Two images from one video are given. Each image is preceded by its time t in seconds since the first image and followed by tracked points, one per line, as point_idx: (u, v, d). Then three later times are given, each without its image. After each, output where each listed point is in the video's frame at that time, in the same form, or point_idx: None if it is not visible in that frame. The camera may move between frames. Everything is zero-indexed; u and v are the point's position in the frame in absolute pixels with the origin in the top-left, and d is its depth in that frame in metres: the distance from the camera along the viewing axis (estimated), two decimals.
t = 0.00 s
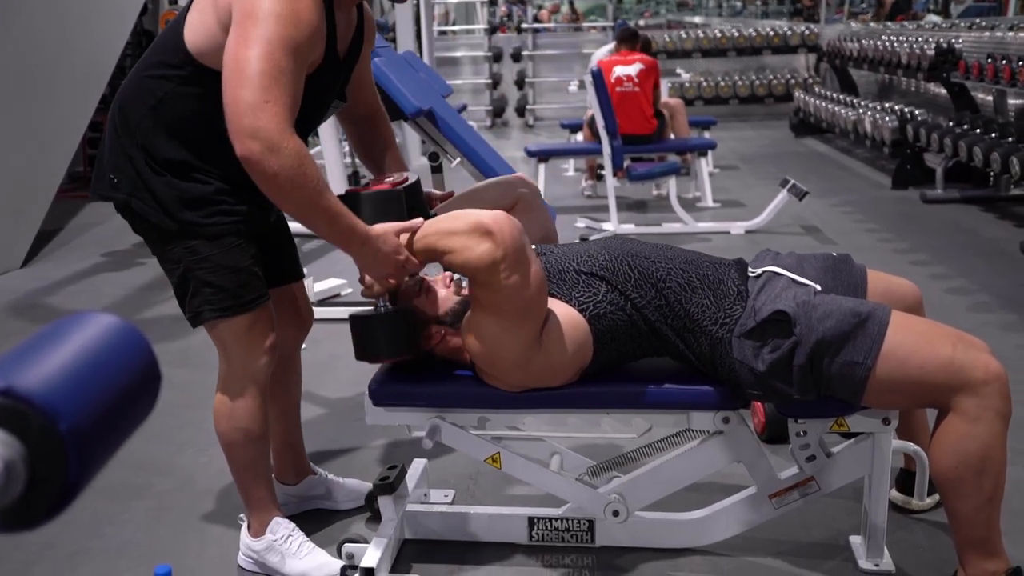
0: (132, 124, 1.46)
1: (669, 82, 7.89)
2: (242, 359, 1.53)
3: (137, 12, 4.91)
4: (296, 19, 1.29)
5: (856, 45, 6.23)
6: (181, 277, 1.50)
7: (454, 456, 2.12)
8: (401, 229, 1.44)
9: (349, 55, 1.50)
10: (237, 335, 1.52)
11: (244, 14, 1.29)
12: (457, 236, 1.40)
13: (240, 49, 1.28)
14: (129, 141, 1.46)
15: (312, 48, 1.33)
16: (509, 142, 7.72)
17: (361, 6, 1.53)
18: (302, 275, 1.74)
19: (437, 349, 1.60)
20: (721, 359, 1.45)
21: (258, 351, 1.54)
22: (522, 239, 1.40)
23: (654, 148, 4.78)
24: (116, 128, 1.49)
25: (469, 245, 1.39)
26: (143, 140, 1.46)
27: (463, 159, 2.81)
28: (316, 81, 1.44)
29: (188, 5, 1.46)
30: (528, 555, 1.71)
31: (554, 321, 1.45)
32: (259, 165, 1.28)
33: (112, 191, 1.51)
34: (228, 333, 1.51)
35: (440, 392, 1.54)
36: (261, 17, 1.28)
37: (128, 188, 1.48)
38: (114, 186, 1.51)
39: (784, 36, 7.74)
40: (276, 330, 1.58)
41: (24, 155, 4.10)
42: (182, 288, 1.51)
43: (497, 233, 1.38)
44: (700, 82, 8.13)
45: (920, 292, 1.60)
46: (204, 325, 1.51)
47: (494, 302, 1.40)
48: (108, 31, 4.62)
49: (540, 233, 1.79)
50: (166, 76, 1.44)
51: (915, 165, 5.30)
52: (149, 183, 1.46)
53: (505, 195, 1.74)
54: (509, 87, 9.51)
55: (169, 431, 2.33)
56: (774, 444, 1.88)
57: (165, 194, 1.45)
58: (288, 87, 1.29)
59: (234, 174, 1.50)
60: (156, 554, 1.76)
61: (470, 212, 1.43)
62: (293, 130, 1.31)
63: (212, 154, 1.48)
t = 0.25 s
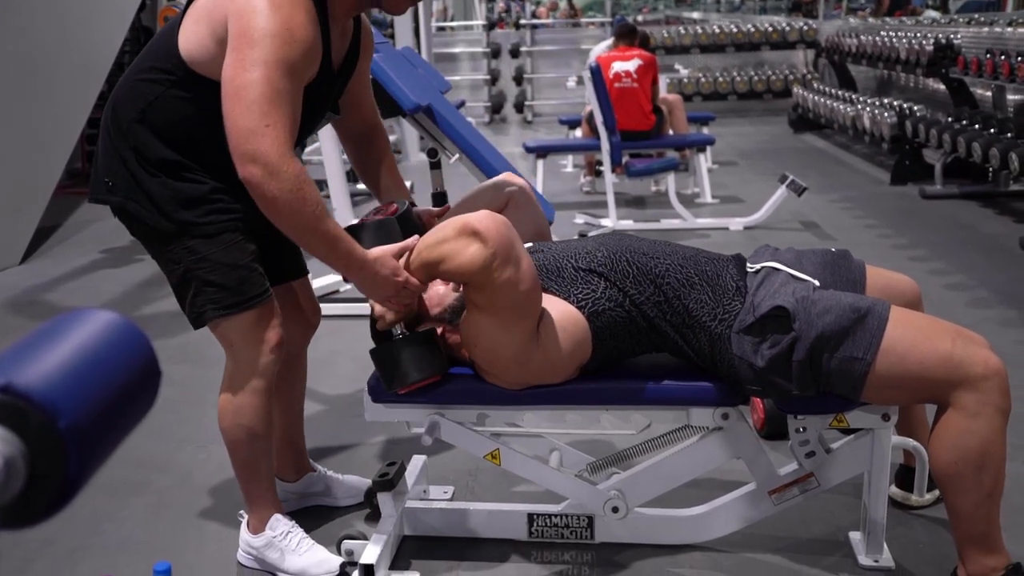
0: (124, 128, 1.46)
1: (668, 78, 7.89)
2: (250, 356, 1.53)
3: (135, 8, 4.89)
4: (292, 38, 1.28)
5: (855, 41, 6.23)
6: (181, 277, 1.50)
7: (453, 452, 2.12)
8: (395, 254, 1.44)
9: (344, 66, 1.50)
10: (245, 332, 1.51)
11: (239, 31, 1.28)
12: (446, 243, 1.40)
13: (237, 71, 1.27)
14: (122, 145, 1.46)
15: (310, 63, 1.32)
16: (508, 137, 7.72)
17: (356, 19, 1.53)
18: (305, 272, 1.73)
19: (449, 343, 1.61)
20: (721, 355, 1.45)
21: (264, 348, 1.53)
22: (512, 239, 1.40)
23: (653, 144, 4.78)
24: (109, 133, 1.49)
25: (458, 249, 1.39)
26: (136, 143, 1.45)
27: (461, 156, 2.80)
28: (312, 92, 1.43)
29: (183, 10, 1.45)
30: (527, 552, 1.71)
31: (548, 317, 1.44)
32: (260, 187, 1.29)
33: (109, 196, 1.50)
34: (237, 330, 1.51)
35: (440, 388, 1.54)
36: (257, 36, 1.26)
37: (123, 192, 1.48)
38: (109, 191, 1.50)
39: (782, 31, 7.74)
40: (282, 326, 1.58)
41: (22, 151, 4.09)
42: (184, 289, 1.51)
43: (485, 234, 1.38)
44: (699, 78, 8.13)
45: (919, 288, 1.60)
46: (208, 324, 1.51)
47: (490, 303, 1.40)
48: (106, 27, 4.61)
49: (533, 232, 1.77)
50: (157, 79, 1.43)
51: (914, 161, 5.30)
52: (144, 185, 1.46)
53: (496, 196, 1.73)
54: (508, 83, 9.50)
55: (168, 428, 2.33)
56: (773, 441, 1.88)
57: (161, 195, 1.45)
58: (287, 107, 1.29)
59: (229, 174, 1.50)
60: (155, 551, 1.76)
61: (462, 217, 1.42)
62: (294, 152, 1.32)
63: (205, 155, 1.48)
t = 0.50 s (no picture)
0: (124, 127, 1.45)
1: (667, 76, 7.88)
2: (256, 354, 1.53)
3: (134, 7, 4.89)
4: (287, 40, 1.28)
5: (854, 38, 6.23)
6: (183, 277, 1.49)
7: (454, 451, 2.12)
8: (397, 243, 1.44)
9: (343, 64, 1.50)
10: (250, 330, 1.52)
11: (234, 34, 1.28)
12: (452, 237, 1.40)
13: (231, 74, 1.27)
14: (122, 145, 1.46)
15: (306, 65, 1.32)
16: (508, 136, 7.71)
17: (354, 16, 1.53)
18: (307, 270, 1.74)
19: (445, 342, 1.61)
20: (722, 353, 1.45)
21: (268, 347, 1.53)
22: (518, 239, 1.39)
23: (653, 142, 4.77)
24: (109, 134, 1.48)
25: (464, 245, 1.38)
26: (136, 142, 1.45)
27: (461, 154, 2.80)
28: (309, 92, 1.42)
29: (180, 12, 1.45)
30: (529, 550, 1.71)
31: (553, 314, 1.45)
32: (254, 190, 1.30)
33: (109, 197, 1.50)
34: (243, 328, 1.51)
35: (442, 387, 1.54)
36: (252, 39, 1.26)
37: (124, 193, 1.48)
38: (110, 192, 1.50)
39: (782, 29, 7.73)
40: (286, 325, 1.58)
41: (22, 150, 4.09)
42: (187, 288, 1.51)
43: (492, 232, 1.37)
44: (699, 76, 8.12)
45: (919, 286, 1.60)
46: (212, 323, 1.51)
47: (492, 302, 1.40)
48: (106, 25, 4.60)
49: (539, 229, 1.76)
50: (155, 79, 1.43)
51: (914, 158, 5.30)
52: (145, 185, 1.46)
53: (507, 187, 1.74)
54: (507, 82, 9.50)
55: (169, 427, 2.33)
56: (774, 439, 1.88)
57: (163, 195, 1.45)
58: (283, 109, 1.29)
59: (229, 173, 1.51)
60: (157, 550, 1.76)
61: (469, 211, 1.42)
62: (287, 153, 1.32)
63: (204, 154, 1.48)
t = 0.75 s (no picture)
0: (122, 136, 1.46)
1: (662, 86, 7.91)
2: (251, 364, 1.52)
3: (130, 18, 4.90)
4: (276, 36, 1.30)
5: (848, 49, 6.26)
6: (181, 285, 1.49)
7: (451, 462, 2.11)
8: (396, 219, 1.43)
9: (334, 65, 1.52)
10: (246, 340, 1.51)
11: (224, 32, 1.30)
12: (460, 235, 1.39)
13: (221, 69, 1.29)
14: (121, 154, 1.46)
15: (296, 62, 1.34)
16: (503, 146, 7.73)
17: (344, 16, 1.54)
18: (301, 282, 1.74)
19: (432, 354, 1.59)
20: (718, 364, 1.45)
21: (264, 357, 1.53)
22: (524, 247, 1.38)
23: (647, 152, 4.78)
24: (108, 143, 1.49)
25: (470, 247, 1.38)
26: (135, 150, 1.45)
27: (457, 163, 2.80)
28: (303, 90, 1.43)
29: (169, 16, 1.45)
30: (525, 562, 1.70)
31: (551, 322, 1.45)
32: (244, 182, 1.30)
33: (108, 206, 1.50)
34: (238, 339, 1.51)
35: (437, 398, 1.53)
36: (242, 34, 1.28)
37: (124, 202, 1.48)
38: (109, 202, 1.51)
39: (776, 39, 7.77)
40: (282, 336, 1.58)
41: (17, 162, 4.09)
42: (184, 297, 1.50)
43: (500, 239, 1.36)
44: (694, 86, 8.15)
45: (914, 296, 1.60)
46: (208, 332, 1.50)
47: (490, 311, 1.40)
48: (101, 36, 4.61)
49: (538, 243, 1.73)
50: (152, 86, 1.44)
51: (908, 168, 5.32)
52: (144, 194, 1.46)
53: (513, 195, 1.72)
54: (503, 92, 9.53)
55: (164, 439, 2.32)
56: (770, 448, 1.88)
57: (162, 203, 1.45)
58: (274, 100, 1.30)
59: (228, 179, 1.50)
60: (152, 563, 1.75)
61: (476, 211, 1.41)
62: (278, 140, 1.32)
63: (203, 160, 1.48)
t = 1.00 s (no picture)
0: (123, 142, 1.46)
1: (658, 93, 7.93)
2: (251, 370, 1.52)
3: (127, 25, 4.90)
4: (271, 32, 1.30)
5: (843, 55, 6.28)
6: (184, 290, 1.49)
7: (449, 468, 2.11)
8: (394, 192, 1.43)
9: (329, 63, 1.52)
10: (245, 346, 1.51)
11: (220, 30, 1.31)
12: (461, 231, 1.38)
13: (215, 64, 1.29)
14: (123, 159, 1.47)
15: (292, 60, 1.35)
16: (500, 153, 7.74)
17: (340, 14, 1.55)
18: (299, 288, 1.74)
19: (430, 362, 1.59)
20: (716, 371, 1.45)
21: (263, 363, 1.53)
22: (524, 247, 1.38)
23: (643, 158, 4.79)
24: (108, 149, 1.49)
25: (471, 246, 1.37)
26: (136, 155, 1.46)
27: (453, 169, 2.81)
28: (299, 88, 1.44)
29: (165, 19, 1.46)
30: (523, 567, 1.70)
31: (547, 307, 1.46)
32: (236, 171, 1.30)
33: (110, 212, 1.51)
34: (237, 346, 1.51)
35: (436, 405, 1.53)
36: (238, 30, 1.29)
37: (125, 207, 1.48)
38: (111, 208, 1.51)
39: (772, 46, 7.79)
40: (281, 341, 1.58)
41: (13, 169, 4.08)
42: (187, 302, 1.50)
43: (500, 241, 1.36)
44: (689, 93, 8.17)
45: (910, 301, 1.61)
46: (209, 338, 1.50)
47: (486, 315, 1.39)
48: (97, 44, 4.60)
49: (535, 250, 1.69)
50: (151, 90, 1.44)
51: (903, 174, 5.34)
52: (146, 199, 1.46)
53: (515, 193, 1.67)
54: (499, 99, 9.54)
55: (162, 445, 2.32)
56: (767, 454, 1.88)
57: (165, 208, 1.45)
58: (267, 92, 1.30)
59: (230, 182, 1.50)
60: (150, 570, 1.75)
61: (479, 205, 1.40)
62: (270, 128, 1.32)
63: (204, 163, 1.48)
